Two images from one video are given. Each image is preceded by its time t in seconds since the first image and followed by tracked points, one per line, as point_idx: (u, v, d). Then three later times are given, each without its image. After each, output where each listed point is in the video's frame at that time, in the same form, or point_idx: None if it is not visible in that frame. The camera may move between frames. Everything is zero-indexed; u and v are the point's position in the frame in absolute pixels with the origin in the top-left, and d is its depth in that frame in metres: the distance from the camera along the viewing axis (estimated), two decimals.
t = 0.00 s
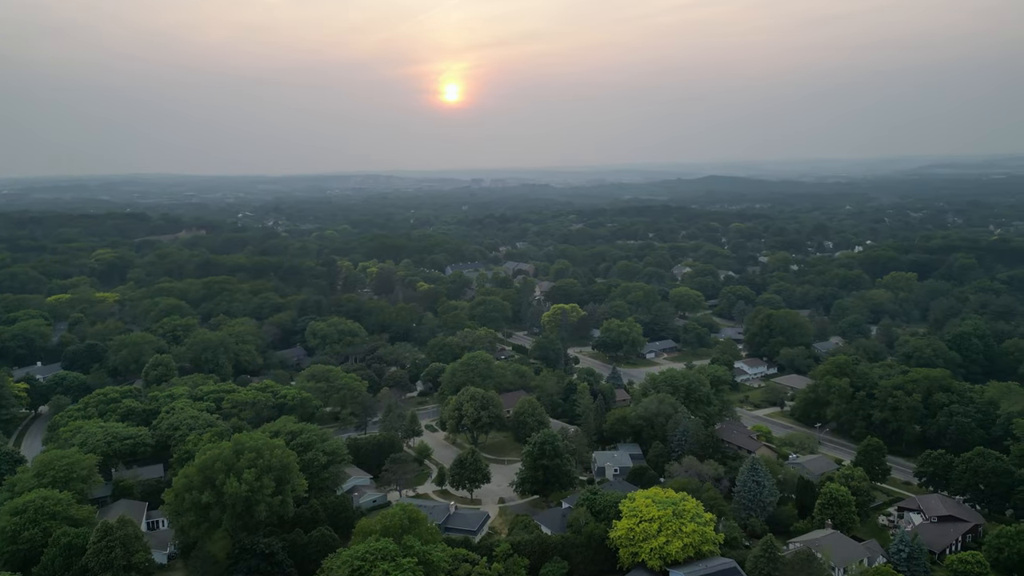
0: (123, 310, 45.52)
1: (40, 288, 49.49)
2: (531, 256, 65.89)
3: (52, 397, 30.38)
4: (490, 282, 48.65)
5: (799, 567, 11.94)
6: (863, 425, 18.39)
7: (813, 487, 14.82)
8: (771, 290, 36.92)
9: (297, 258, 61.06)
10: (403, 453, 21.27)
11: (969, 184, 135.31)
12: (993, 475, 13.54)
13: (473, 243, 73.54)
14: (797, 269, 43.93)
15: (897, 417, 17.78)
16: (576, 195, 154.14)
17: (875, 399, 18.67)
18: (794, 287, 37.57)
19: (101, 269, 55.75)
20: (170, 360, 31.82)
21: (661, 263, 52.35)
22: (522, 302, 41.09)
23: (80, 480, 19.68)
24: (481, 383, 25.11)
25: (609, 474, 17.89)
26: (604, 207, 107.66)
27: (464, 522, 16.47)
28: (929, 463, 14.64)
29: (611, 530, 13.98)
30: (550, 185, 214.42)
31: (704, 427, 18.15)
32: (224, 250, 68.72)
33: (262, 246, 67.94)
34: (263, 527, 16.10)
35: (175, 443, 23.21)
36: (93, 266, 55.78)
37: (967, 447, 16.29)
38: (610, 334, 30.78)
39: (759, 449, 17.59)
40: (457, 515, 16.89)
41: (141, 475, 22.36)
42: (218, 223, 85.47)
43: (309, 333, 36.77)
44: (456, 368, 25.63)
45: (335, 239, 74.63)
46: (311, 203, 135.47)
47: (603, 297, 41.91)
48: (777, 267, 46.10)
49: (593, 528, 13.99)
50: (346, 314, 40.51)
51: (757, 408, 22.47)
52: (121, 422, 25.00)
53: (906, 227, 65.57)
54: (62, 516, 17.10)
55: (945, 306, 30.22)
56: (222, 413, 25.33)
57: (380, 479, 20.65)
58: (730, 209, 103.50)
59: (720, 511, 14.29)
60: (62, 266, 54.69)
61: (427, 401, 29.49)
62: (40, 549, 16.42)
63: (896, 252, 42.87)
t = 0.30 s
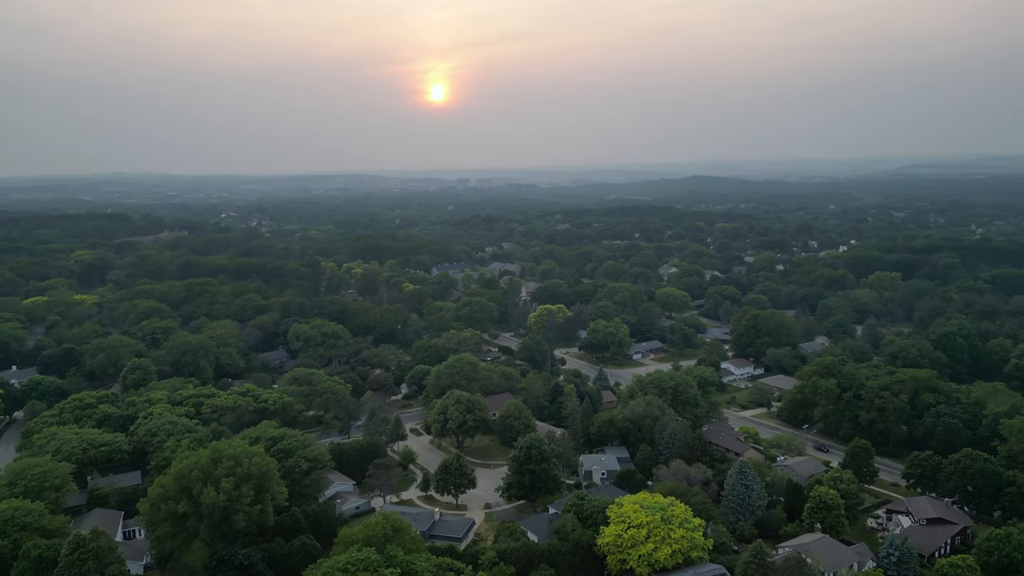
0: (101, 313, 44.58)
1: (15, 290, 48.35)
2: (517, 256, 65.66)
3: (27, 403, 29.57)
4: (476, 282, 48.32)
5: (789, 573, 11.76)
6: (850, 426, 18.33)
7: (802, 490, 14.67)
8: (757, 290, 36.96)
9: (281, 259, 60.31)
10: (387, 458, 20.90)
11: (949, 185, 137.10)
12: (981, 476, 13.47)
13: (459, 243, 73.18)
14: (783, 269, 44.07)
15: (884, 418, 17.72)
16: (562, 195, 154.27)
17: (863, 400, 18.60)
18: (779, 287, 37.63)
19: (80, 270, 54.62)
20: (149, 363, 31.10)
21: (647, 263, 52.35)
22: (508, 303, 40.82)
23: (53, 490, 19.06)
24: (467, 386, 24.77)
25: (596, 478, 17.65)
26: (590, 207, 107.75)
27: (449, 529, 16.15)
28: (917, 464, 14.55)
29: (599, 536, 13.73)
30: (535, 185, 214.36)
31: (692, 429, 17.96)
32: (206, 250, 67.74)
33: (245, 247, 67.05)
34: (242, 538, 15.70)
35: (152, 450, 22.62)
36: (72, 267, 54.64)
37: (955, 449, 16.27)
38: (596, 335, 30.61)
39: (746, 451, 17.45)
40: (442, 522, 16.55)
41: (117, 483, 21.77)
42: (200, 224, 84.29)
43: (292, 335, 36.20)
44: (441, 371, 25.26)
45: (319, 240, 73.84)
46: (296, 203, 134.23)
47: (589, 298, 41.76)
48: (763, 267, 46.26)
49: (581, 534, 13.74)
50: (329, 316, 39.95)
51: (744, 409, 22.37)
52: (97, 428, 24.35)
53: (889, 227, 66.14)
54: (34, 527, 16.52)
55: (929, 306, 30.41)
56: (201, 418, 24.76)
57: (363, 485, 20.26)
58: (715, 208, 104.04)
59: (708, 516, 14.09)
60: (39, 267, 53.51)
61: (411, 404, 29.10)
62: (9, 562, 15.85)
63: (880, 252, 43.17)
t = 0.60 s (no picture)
0: (73, 316, 43.40)
1: None
2: (500, 257, 65.33)
3: None
4: (458, 283, 47.91)
5: None
6: (834, 427, 18.29)
7: (787, 492, 14.53)
8: (739, 291, 37.03)
9: (259, 260, 59.35)
10: (367, 465, 20.46)
11: (925, 185, 139.33)
12: (965, 477, 13.42)
13: (441, 243, 72.65)
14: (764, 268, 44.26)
15: (867, 419, 17.69)
16: (545, 194, 154.26)
17: (846, 400, 18.56)
18: (761, 287, 37.76)
19: (51, 272, 53.22)
20: (122, 368, 30.26)
21: (629, 263, 52.33)
22: (490, 304, 40.49)
23: (18, 501, 18.31)
24: (448, 389, 24.38)
25: (580, 482, 17.38)
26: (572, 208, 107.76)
27: (430, 537, 15.78)
28: (901, 466, 14.49)
29: (583, 544, 13.45)
30: (518, 185, 214.32)
31: (675, 432, 17.77)
32: (183, 252, 66.48)
33: (223, 248, 65.90)
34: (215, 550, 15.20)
35: (124, 458, 21.91)
36: (43, 270, 53.21)
37: (938, 449, 16.27)
38: (579, 336, 30.40)
39: (730, 453, 17.30)
40: (423, 530, 16.16)
41: (87, 493, 21.05)
42: (177, 224, 82.77)
43: (270, 338, 35.51)
44: (422, 374, 24.84)
45: (299, 241, 72.85)
46: (276, 203, 132.50)
47: (572, 298, 41.58)
48: (744, 267, 46.44)
49: (564, 542, 13.47)
50: (308, 318, 39.27)
51: (727, 410, 22.28)
52: (66, 436, 23.56)
53: (867, 227, 66.89)
54: None
55: (909, 305, 30.64)
56: (175, 424, 24.07)
57: (342, 492, 19.80)
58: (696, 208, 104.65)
59: (693, 521, 13.89)
60: (9, 270, 52.04)
61: (392, 407, 28.64)
62: None
63: (859, 251, 43.53)
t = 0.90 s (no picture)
0: (42, 320, 42.11)
1: None
2: (481, 257, 64.94)
3: None
4: (438, 284, 47.45)
5: None
6: (815, 427, 18.30)
7: (770, 494, 14.40)
8: (719, 290, 37.11)
9: (236, 262, 58.27)
10: (344, 471, 19.99)
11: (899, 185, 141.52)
12: (947, 478, 13.42)
13: (421, 244, 72.04)
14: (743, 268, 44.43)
15: (848, 419, 17.70)
16: (525, 194, 154.16)
17: (826, 401, 18.57)
18: (741, 287, 37.88)
19: (19, 274, 51.65)
20: (91, 373, 29.33)
21: (610, 264, 52.30)
22: (470, 305, 40.11)
23: None
24: (428, 393, 23.97)
25: (561, 486, 17.11)
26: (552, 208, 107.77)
27: (409, 545, 15.42)
28: (882, 467, 14.45)
29: (565, 551, 13.18)
30: (498, 185, 214.03)
31: (658, 434, 17.58)
32: (157, 253, 65.06)
33: (198, 249, 64.60)
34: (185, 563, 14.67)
35: (92, 467, 21.11)
36: (10, 272, 51.63)
37: (918, 449, 16.32)
38: (560, 338, 30.18)
39: (712, 456, 17.18)
40: (401, 538, 15.77)
41: (53, 503, 20.29)
42: (151, 225, 81.06)
43: (245, 342, 34.75)
44: (401, 377, 24.40)
45: (276, 241, 71.76)
46: (253, 203, 130.57)
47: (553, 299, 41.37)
48: (724, 266, 46.66)
49: (546, 549, 13.19)
50: (285, 320, 38.55)
51: (708, 411, 22.22)
52: (32, 445, 22.70)
53: (844, 226, 67.68)
54: None
55: (887, 304, 30.91)
56: (146, 431, 23.32)
57: (319, 500, 19.32)
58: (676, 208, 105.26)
59: (676, 526, 13.70)
60: None
61: (371, 411, 28.15)
62: None
63: (837, 251, 43.92)
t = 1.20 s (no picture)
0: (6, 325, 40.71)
1: None
2: (460, 257, 64.51)
3: None
4: (417, 285, 46.95)
5: None
6: (795, 428, 18.28)
7: (752, 498, 14.25)
8: (698, 291, 37.18)
9: (210, 263, 57.10)
10: (320, 478, 19.50)
11: (873, 185, 143.94)
12: (928, 479, 13.40)
13: (400, 244, 71.38)
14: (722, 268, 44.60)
15: (828, 420, 17.69)
16: (505, 194, 153.96)
17: (806, 401, 18.55)
18: (720, 287, 38.00)
19: None
20: (57, 380, 28.33)
21: (590, 264, 52.25)
22: (450, 307, 39.68)
23: None
24: (406, 396, 23.51)
25: (542, 491, 16.81)
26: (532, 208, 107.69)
27: (386, 554, 15.02)
28: (863, 468, 14.41)
29: (545, 560, 12.88)
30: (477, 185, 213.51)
31: (639, 437, 17.36)
32: (128, 254, 63.56)
33: (171, 250, 63.18)
34: None
35: (57, 477, 20.22)
36: None
37: (899, 450, 16.34)
38: (540, 339, 29.95)
39: (694, 458, 17.02)
40: (378, 547, 15.35)
41: (16, 516, 19.46)
42: (122, 226, 79.24)
43: (219, 345, 33.96)
44: (378, 381, 23.91)
45: (252, 242, 70.56)
46: (228, 204, 128.46)
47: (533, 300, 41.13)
48: (703, 266, 46.85)
49: (527, 558, 12.90)
50: (260, 323, 37.75)
51: (689, 412, 22.13)
52: None
53: (820, 226, 68.51)
54: None
55: (864, 303, 31.19)
56: (114, 439, 22.50)
57: (293, 508, 18.80)
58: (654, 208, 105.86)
59: (657, 531, 13.49)
60: None
61: (348, 416, 27.63)
62: None
63: (814, 250, 44.33)
